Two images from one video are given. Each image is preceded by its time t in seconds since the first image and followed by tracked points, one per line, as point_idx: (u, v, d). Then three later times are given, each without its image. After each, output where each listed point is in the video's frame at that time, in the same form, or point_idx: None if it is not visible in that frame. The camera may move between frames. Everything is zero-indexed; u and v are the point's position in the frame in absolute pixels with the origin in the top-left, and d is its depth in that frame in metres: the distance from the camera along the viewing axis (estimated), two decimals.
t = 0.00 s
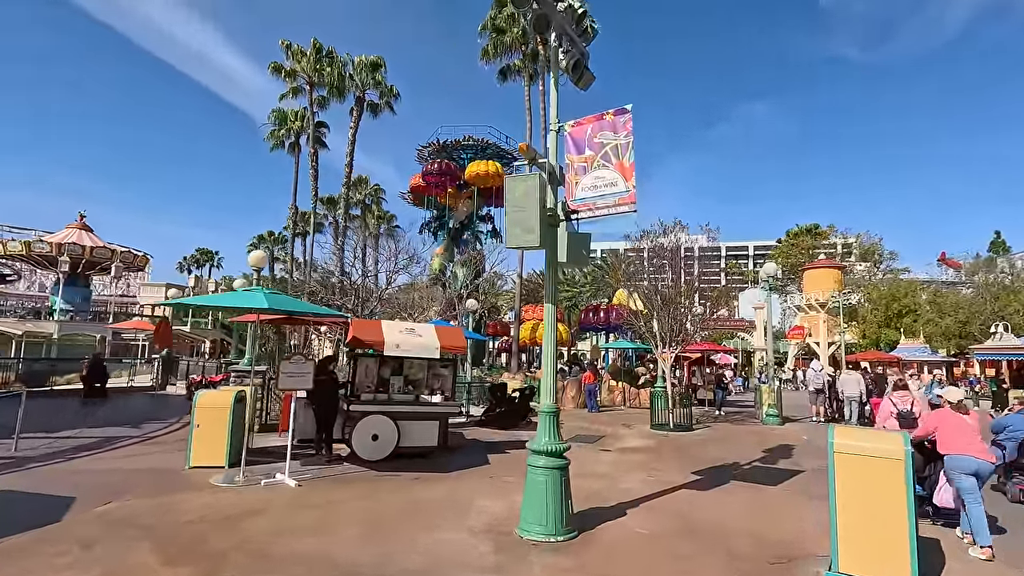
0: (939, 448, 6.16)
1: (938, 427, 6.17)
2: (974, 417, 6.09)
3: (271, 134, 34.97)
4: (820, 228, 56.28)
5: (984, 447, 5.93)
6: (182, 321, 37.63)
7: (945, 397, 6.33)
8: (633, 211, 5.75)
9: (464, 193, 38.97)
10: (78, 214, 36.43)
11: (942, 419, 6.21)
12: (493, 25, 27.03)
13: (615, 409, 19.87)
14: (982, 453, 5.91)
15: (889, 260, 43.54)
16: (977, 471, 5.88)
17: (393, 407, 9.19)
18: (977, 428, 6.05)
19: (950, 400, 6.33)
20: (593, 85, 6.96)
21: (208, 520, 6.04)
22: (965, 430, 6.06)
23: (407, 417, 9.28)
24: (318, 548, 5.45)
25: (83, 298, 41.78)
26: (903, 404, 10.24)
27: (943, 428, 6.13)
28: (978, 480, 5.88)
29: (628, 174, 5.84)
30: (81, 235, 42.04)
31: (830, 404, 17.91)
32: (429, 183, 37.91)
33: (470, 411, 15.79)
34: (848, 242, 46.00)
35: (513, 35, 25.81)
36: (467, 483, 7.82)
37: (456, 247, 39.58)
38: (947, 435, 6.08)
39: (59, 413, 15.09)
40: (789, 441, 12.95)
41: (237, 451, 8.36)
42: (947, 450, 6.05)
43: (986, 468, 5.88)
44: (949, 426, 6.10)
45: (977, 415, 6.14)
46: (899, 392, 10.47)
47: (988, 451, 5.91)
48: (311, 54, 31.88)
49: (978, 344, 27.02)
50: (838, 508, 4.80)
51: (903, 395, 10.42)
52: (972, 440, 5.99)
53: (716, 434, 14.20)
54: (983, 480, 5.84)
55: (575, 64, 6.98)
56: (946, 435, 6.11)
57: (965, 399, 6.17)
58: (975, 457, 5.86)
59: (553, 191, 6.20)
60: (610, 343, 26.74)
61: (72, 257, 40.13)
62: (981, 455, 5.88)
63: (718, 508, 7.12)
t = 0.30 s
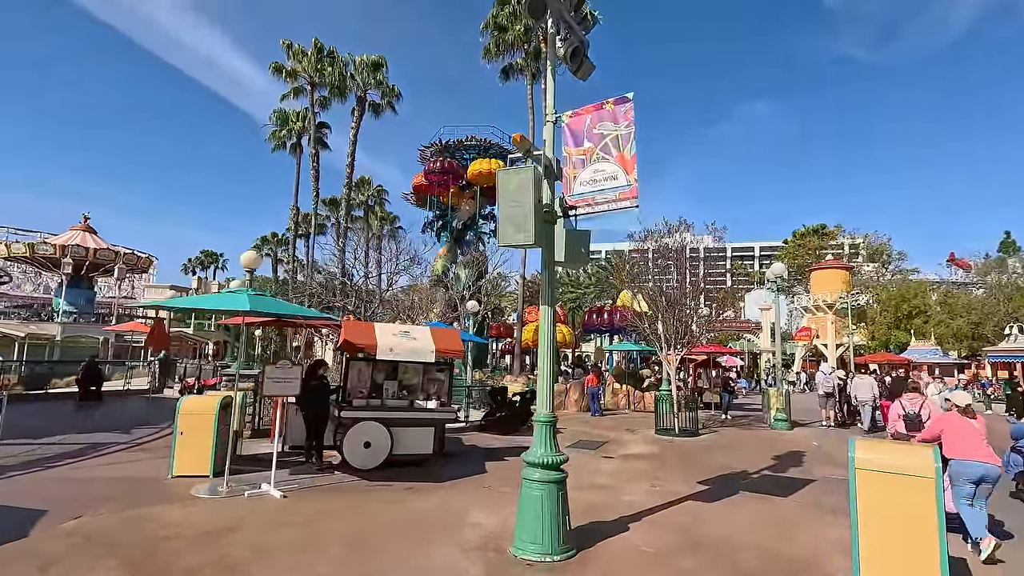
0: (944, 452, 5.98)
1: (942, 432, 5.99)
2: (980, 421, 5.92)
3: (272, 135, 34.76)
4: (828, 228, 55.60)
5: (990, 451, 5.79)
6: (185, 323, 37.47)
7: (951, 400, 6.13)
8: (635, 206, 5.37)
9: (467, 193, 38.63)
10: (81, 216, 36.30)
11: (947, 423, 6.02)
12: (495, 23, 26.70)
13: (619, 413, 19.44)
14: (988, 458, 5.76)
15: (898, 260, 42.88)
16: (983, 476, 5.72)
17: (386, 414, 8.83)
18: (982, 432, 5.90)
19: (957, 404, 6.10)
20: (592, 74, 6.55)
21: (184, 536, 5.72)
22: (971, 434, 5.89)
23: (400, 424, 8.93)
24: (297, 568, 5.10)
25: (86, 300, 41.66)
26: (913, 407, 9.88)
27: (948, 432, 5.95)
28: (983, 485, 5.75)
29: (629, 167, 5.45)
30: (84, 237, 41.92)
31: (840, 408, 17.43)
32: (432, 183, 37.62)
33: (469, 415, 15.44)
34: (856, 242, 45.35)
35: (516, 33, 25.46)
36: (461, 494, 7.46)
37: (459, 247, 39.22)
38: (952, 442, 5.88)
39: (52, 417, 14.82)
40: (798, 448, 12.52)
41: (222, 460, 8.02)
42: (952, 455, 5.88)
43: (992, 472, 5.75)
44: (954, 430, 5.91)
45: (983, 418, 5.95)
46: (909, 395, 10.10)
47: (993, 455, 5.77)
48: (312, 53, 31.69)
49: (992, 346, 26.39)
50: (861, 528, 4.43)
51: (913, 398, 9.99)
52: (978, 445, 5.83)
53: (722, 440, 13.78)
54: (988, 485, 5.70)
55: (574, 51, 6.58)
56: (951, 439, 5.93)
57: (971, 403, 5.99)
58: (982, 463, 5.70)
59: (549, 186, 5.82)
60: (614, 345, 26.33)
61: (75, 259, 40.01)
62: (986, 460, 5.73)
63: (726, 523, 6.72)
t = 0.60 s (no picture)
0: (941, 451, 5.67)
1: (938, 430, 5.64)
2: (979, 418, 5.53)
3: (274, 134, 34.57)
4: (835, 228, 54.90)
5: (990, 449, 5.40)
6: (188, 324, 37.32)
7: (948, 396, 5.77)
8: (634, 192, 5.02)
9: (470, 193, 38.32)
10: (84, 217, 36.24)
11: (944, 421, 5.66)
12: (496, 20, 26.40)
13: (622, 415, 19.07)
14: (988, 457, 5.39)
15: (906, 260, 42.29)
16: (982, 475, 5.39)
17: (378, 415, 8.52)
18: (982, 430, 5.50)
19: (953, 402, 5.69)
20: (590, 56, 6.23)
21: (157, 544, 5.42)
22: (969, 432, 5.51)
23: (393, 425, 8.62)
24: None
25: (90, 301, 41.60)
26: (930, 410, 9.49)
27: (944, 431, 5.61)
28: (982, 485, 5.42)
29: (627, 150, 5.11)
30: (89, 238, 41.82)
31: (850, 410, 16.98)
32: (434, 183, 37.37)
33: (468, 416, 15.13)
34: (863, 241, 44.70)
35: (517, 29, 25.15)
36: (453, 501, 7.13)
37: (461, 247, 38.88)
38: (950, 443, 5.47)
39: (45, 418, 14.57)
40: (807, 450, 12.11)
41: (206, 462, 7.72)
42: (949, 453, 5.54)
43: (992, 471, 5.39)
44: (951, 429, 5.56)
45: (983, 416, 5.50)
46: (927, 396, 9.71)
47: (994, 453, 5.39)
48: (313, 52, 31.52)
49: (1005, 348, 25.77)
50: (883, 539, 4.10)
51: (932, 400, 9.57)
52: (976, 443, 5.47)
53: (728, 443, 13.38)
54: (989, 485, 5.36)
55: (570, 33, 6.28)
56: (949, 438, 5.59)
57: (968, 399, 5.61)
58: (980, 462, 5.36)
59: (543, 173, 5.50)
60: (617, 346, 25.94)
61: (79, 260, 39.94)
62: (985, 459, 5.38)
63: (732, 531, 6.35)
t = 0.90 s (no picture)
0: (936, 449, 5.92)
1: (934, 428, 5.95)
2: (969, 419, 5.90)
3: (275, 134, 34.39)
4: (843, 228, 54.17)
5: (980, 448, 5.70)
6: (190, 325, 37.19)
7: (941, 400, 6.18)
8: (629, 182, 4.68)
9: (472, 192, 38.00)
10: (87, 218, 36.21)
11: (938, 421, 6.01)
12: (497, 16, 26.09)
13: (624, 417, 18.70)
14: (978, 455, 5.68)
15: (916, 260, 41.66)
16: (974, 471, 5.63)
17: (368, 419, 8.19)
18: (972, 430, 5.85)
19: (946, 403, 6.14)
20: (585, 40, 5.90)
21: (124, 557, 5.15)
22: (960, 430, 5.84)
23: (383, 430, 8.29)
24: None
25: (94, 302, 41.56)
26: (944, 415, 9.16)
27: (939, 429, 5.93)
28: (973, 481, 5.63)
29: (622, 138, 4.76)
30: (93, 239, 41.79)
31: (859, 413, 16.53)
32: (436, 183, 37.09)
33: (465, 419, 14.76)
34: (872, 241, 44.03)
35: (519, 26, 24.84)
36: (442, 510, 6.81)
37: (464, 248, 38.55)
38: (942, 438, 5.84)
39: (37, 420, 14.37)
40: (816, 456, 11.72)
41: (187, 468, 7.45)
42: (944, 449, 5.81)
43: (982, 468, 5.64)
44: (944, 426, 5.89)
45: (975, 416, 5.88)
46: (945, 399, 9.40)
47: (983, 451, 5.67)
48: (315, 51, 31.37)
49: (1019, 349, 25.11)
50: (904, 560, 3.95)
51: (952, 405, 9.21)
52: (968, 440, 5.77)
53: (734, 448, 12.96)
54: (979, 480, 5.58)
55: (563, 17, 5.94)
56: (943, 436, 5.91)
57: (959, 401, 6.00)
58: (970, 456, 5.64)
59: (533, 164, 5.17)
60: (619, 347, 25.54)
61: (83, 261, 39.92)
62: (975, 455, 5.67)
63: (735, 544, 6.00)
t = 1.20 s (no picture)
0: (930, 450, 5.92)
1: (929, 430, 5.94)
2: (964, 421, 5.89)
3: (276, 135, 34.24)
4: (850, 228, 53.58)
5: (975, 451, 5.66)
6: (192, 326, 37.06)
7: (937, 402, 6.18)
8: (621, 168, 4.36)
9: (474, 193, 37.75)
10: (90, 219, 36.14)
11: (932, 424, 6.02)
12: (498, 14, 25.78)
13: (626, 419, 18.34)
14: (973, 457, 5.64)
15: (924, 260, 41.06)
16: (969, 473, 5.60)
17: (356, 421, 7.92)
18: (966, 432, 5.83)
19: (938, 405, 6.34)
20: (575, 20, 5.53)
21: (88, 566, 4.88)
22: (955, 432, 5.84)
23: (371, 432, 8.00)
24: None
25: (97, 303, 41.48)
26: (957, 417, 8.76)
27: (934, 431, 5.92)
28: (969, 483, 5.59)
29: (613, 121, 4.46)
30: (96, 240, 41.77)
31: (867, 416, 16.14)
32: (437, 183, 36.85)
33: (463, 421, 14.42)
34: (879, 241, 43.48)
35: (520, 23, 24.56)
36: (428, 516, 6.51)
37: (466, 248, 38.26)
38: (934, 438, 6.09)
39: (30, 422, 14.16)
40: (823, 460, 11.34)
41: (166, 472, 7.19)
42: (940, 451, 5.78)
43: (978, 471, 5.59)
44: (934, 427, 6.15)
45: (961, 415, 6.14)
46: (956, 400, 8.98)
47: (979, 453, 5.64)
48: (315, 51, 31.22)
49: None
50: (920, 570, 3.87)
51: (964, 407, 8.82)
52: (963, 442, 5.75)
53: (738, 451, 12.58)
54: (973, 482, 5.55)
55: None
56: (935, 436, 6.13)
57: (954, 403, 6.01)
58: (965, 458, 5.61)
59: (520, 152, 4.89)
60: (621, 348, 25.16)
61: (86, 262, 39.84)
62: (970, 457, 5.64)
63: (736, 553, 5.68)
